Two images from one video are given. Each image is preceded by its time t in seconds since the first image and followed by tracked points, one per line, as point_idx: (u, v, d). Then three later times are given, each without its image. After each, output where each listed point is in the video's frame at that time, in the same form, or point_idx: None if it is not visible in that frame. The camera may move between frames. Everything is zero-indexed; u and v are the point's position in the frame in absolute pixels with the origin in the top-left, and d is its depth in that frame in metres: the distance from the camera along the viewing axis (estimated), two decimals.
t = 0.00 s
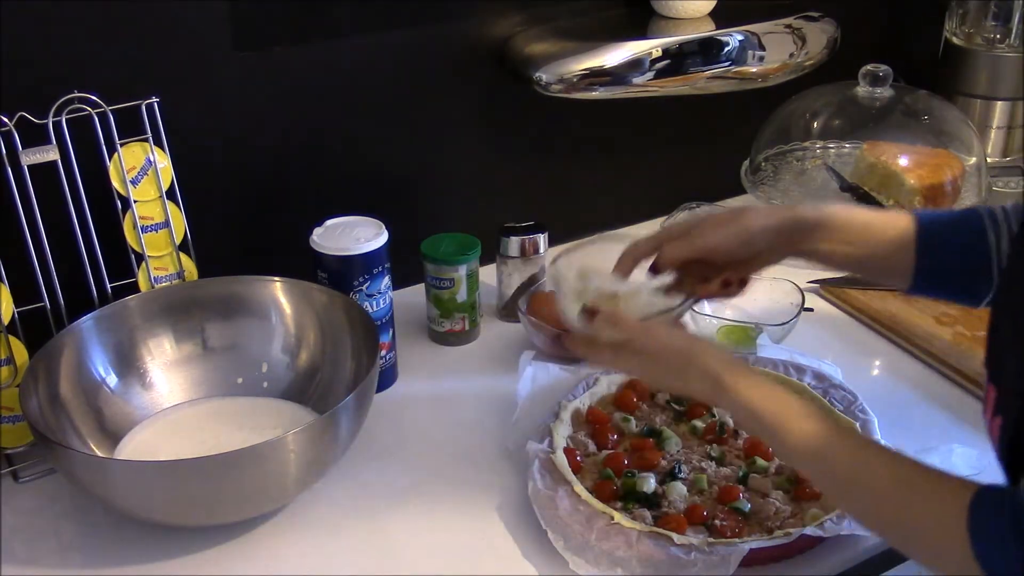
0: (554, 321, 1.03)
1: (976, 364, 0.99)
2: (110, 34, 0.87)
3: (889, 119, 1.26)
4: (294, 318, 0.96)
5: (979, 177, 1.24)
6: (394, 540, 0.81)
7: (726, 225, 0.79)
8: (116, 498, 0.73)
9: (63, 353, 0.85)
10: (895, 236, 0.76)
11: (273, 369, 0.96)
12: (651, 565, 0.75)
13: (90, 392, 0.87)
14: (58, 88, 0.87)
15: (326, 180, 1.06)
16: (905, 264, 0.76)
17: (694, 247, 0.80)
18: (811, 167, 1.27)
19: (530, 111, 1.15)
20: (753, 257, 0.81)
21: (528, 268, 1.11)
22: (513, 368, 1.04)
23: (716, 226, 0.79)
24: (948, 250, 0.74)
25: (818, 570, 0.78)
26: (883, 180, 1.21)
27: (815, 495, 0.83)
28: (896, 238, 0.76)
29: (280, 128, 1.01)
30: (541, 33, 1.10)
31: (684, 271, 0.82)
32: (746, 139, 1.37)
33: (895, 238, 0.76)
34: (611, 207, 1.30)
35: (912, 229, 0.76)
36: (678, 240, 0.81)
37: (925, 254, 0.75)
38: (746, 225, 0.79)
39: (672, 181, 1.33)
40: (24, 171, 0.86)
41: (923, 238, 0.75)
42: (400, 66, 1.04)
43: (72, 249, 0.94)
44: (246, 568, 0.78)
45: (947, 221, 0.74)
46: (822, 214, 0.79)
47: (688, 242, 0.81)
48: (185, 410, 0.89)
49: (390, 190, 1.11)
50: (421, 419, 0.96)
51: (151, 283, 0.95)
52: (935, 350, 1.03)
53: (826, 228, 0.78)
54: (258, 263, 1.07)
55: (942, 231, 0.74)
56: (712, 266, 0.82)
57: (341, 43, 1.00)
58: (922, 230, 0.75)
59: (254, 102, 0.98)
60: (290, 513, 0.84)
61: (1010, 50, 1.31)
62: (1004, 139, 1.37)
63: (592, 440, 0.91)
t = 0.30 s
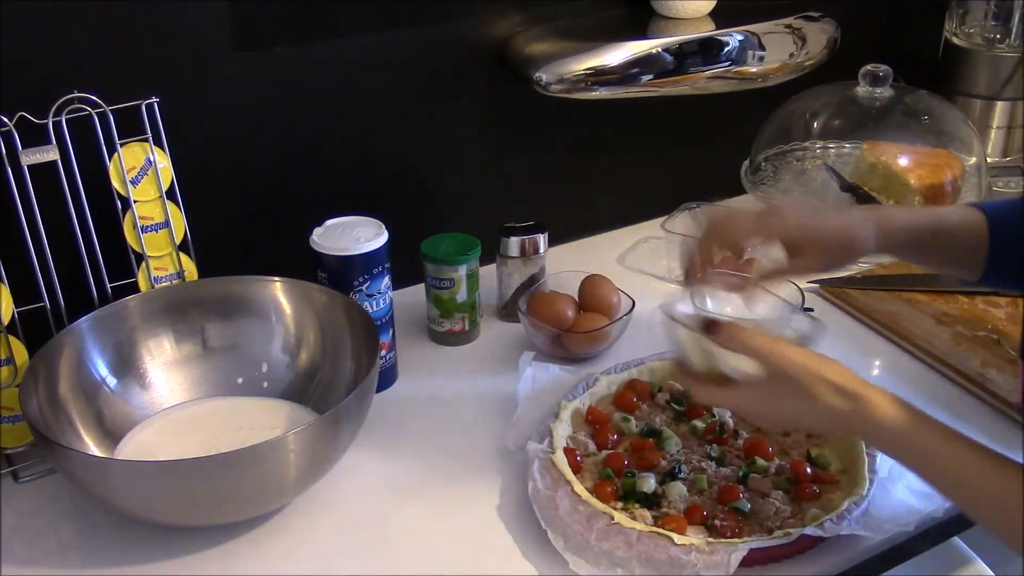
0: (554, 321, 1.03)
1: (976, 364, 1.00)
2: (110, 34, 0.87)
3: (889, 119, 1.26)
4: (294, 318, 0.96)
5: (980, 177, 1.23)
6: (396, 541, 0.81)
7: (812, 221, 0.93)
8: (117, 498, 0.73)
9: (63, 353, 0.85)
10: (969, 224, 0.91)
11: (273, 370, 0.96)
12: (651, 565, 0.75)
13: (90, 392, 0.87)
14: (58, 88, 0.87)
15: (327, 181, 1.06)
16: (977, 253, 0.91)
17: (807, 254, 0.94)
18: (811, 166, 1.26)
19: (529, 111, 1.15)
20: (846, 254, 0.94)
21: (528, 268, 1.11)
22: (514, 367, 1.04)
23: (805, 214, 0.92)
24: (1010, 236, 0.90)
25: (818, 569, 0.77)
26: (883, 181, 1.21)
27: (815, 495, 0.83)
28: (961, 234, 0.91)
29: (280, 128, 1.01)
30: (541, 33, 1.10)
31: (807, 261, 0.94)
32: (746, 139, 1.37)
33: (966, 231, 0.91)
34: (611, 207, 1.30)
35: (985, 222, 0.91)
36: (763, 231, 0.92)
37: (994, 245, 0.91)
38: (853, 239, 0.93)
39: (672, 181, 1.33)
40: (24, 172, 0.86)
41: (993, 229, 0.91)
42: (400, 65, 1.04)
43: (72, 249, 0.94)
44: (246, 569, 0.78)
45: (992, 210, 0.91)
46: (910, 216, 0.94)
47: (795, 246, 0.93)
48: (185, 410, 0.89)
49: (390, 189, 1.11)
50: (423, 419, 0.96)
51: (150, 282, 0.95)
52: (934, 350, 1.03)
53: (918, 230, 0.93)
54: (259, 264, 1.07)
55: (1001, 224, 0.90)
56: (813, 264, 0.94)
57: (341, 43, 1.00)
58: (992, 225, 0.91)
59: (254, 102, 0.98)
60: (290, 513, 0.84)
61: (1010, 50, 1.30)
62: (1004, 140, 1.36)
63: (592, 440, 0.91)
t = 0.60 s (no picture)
0: (554, 322, 1.03)
1: (975, 364, 1.00)
2: (110, 34, 0.87)
3: (889, 119, 1.26)
4: (294, 318, 0.96)
5: (980, 177, 1.23)
6: (397, 541, 0.81)
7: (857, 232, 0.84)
8: (116, 497, 0.73)
9: (63, 353, 0.85)
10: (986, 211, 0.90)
11: (273, 370, 0.96)
12: (651, 565, 0.75)
13: (90, 392, 0.87)
14: (58, 88, 0.87)
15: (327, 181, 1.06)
16: (999, 240, 0.90)
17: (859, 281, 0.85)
18: (811, 167, 1.26)
19: (529, 111, 1.15)
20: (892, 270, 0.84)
21: (528, 268, 1.11)
22: (513, 367, 1.04)
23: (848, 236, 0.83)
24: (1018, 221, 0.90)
25: (818, 569, 0.77)
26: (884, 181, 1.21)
27: (815, 495, 0.83)
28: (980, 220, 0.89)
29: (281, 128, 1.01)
30: (541, 33, 1.10)
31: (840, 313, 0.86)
32: (746, 139, 1.37)
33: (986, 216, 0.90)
34: (611, 207, 1.30)
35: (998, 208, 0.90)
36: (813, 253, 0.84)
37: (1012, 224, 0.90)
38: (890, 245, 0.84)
39: (671, 181, 1.33)
40: (24, 172, 0.86)
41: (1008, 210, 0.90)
42: (401, 65, 1.04)
43: (72, 250, 0.94)
44: (246, 569, 0.78)
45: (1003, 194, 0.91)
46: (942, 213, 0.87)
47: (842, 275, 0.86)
48: (186, 410, 0.89)
49: (390, 190, 1.11)
50: (423, 418, 0.96)
51: (150, 282, 0.95)
52: (934, 349, 1.04)
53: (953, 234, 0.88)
54: (258, 264, 1.07)
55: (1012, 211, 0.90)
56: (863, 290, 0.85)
57: (341, 44, 1.00)
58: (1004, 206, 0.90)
59: (254, 102, 0.98)
60: (291, 513, 0.84)
61: (1009, 50, 1.30)
62: (1004, 139, 1.36)
63: (592, 441, 0.91)
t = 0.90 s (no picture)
0: (554, 322, 1.03)
1: (976, 364, 0.99)
2: (110, 34, 0.87)
3: (889, 119, 1.26)
4: (294, 318, 0.96)
5: (980, 177, 1.23)
6: (397, 542, 0.81)
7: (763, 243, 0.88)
8: (116, 498, 0.73)
9: (63, 353, 0.85)
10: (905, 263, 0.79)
11: (273, 370, 0.96)
12: (651, 565, 0.75)
13: (90, 392, 0.87)
14: (58, 88, 0.87)
15: (326, 181, 1.06)
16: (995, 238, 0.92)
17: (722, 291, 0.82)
18: (811, 167, 1.27)
19: (529, 111, 1.15)
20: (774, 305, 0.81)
21: (528, 268, 1.11)
22: (514, 367, 1.04)
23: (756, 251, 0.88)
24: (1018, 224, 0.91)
25: (818, 569, 0.77)
26: (884, 181, 1.22)
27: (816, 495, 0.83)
28: (898, 263, 0.79)
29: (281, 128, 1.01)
30: (541, 33, 1.10)
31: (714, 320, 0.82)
32: (746, 138, 1.37)
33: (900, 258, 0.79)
34: (611, 207, 1.30)
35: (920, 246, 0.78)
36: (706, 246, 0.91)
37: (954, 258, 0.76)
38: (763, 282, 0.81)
39: (671, 181, 1.33)
40: (24, 172, 0.86)
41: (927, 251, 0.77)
42: (400, 65, 1.04)
43: (73, 250, 0.94)
44: (247, 569, 0.78)
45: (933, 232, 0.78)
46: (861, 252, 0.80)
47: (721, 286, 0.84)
48: (186, 410, 0.89)
49: (390, 190, 1.11)
50: (423, 418, 0.96)
51: (150, 282, 0.95)
52: (935, 350, 1.03)
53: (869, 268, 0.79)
54: (258, 263, 1.07)
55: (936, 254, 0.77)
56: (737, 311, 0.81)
57: (341, 44, 1.00)
58: (924, 245, 0.78)
59: (255, 102, 0.98)
60: (290, 513, 0.84)
61: (1009, 50, 1.30)
62: (1004, 139, 1.36)
63: (592, 440, 0.91)
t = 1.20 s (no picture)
0: (554, 322, 1.03)
1: (976, 364, 0.99)
2: (110, 34, 0.87)
3: (889, 119, 1.26)
4: (294, 318, 0.96)
5: (980, 177, 1.23)
6: (398, 541, 0.81)
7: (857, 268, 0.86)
8: (116, 498, 0.73)
9: (63, 353, 0.85)
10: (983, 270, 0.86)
11: (273, 369, 0.96)
12: (651, 565, 0.75)
13: (90, 392, 0.87)
14: (58, 88, 0.87)
15: (326, 181, 1.06)
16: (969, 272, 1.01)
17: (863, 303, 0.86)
18: (811, 167, 1.27)
19: (529, 111, 1.15)
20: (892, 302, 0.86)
21: (528, 268, 1.11)
22: (514, 367, 1.04)
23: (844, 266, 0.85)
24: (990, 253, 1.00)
25: (818, 569, 0.77)
26: (884, 181, 1.22)
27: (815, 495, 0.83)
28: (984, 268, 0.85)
29: (281, 128, 1.01)
30: (541, 33, 1.10)
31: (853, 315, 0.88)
32: (746, 138, 1.37)
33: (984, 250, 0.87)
34: (611, 207, 1.30)
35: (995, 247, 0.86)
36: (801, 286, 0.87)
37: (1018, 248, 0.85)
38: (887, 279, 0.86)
39: (671, 181, 1.33)
40: (24, 172, 0.86)
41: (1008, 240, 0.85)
42: (400, 65, 1.04)
43: (73, 250, 0.94)
44: (247, 569, 0.78)
45: (1001, 226, 0.87)
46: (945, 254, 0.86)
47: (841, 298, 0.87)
48: (185, 410, 0.89)
49: (390, 190, 1.11)
50: (423, 418, 0.96)
51: (150, 282, 0.95)
52: (936, 350, 1.03)
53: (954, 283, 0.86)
54: (258, 263, 1.07)
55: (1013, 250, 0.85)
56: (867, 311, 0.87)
57: (340, 44, 1.00)
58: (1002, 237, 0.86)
59: (254, 102, 0.98)
60: (290, 513, 0.84)
61: (1009, 50, 1.30)
62: (1004, 139, 1.35)
63: (592, 441, 0.91)
